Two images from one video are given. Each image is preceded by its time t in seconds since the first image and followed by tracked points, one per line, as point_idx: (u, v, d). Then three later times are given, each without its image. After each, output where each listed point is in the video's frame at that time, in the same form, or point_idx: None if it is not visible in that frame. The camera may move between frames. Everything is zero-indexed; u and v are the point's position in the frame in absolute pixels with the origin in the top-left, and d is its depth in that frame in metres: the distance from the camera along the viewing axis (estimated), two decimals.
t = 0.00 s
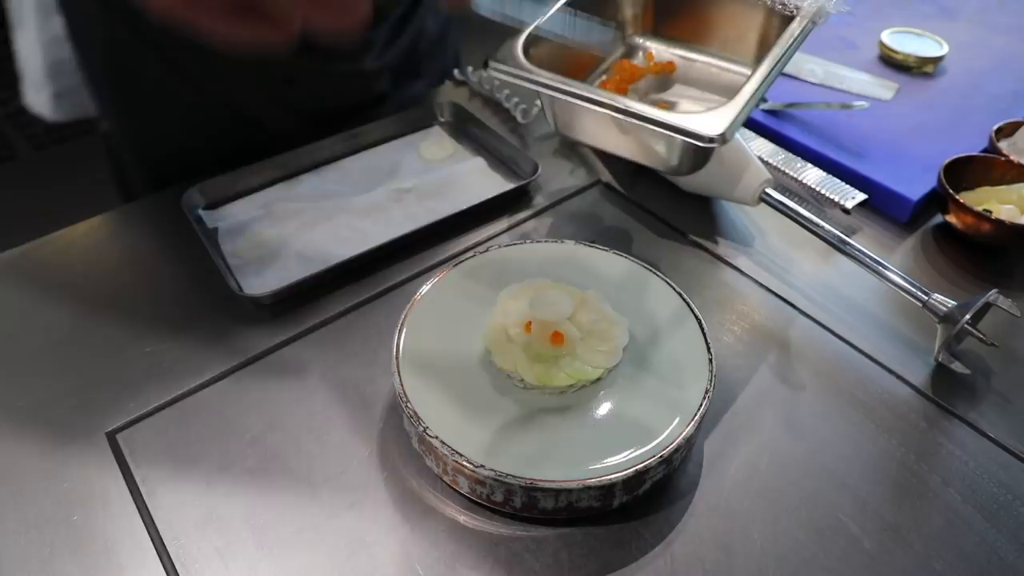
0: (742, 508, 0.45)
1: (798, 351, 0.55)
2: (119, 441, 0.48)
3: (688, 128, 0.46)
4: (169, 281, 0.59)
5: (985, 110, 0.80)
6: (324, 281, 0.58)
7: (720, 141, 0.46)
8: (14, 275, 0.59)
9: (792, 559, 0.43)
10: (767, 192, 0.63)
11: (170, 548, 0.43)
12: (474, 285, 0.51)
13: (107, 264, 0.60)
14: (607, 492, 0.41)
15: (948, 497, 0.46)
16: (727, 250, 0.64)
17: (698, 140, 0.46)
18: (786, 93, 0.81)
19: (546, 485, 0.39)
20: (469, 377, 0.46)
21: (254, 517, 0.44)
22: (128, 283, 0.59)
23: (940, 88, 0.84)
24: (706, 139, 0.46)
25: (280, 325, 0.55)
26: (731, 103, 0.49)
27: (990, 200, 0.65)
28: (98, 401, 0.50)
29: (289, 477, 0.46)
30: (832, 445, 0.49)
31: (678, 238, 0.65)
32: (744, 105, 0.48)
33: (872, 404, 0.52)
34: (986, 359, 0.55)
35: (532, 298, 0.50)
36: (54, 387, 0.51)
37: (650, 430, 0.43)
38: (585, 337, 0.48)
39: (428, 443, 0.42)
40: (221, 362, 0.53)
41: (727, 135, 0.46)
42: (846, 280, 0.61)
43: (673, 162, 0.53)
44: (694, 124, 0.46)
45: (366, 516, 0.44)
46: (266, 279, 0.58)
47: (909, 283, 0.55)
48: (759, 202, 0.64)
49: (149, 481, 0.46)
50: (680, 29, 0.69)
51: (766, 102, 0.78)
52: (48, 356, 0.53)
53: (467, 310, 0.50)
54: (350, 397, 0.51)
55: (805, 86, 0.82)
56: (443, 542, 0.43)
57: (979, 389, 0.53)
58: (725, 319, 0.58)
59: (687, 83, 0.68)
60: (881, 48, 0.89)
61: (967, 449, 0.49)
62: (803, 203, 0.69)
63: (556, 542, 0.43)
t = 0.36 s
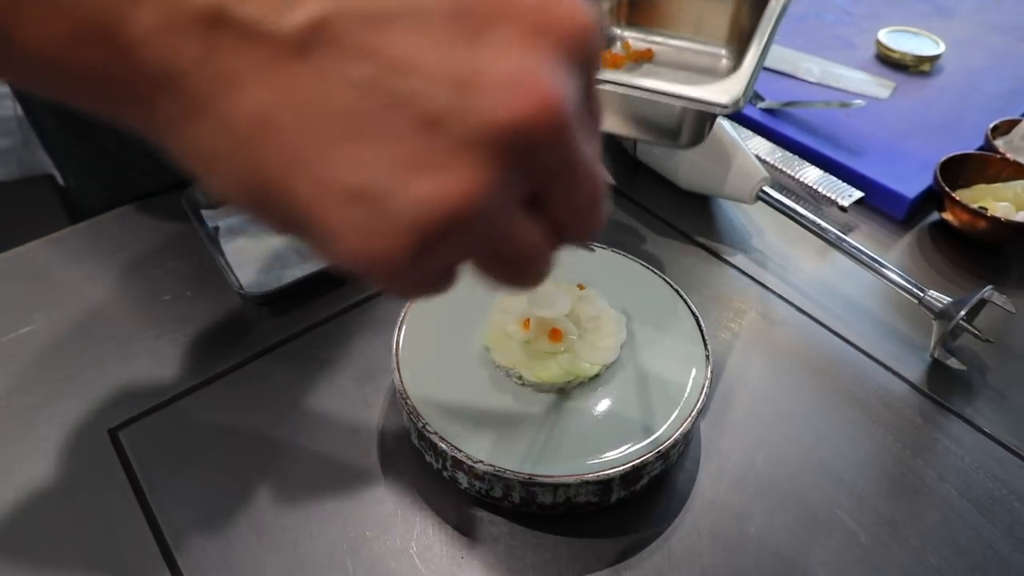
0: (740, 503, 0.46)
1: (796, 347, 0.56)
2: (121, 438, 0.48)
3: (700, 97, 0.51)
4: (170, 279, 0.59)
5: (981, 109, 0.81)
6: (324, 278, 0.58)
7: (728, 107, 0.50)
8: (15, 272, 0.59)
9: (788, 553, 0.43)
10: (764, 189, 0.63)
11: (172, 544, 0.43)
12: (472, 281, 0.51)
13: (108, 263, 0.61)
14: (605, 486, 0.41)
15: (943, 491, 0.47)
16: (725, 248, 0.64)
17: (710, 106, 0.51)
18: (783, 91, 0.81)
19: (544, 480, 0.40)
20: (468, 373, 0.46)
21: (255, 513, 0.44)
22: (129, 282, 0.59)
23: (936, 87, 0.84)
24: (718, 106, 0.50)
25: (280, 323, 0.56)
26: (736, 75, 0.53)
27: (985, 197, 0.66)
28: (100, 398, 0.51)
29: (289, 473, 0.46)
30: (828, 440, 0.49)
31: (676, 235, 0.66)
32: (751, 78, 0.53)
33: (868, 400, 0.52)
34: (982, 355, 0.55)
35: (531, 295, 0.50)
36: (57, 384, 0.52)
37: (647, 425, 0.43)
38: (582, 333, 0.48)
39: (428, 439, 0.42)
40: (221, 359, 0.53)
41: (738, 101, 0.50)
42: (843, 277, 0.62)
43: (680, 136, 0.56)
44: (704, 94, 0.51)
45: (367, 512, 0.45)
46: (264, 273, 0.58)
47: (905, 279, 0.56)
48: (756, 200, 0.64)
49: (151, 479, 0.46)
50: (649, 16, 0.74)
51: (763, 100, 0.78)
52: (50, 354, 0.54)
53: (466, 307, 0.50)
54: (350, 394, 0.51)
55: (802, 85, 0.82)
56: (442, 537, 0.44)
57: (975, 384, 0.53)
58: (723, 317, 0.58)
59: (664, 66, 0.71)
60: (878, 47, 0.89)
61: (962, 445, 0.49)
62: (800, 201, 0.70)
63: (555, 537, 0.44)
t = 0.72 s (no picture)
0: (736, 499, 0.46)
1: (791, 346, 0.56)
2: (125, 437, 0.49)
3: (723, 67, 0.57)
4: (173, 281, 0.60)
5: (975, 109, 0.82)
6: (325, 280, 0.59)
7: (750, 77, 0.57)
8: (19, 274, 0.60)
9: (783, 548, 0.44)
10: (760, 189, 0.63)
11: (176, 540, 0.44)
12: (473, 283, 0.52)
13: (112, 265, 0.61)
14: (602, 483, 0.42)
15: (936, 487, 0.48)
16: (721, 248, 0.65)
17: (732, 74, 0.57)
18: (779, 93, 0.82)
19: (542, 477, 0.40)
20: (467, 372, 0.46)
21: (259, 510, 0.45)
22: (132, 284, 0.60)
23: (931, 88, 0.85)
24: (741, 76, 0.57)
25: (282, 324, 0.56)
26: (749, 50, 0.60)
27: (978, 197, 0.66)
28: (104, 398, 0.51)
29: (292, 471, 0.47)
30: (823, 437, 0.50)
31: (673, 235, 0.66)
32: (762, 52, 0.60)
33: (863, 397, 0.53)
34: (975, 352, 0.56)
35: (529, 295, 0.49)
36: (61, 385, 0.52)
37: (644, 423, 0.44)
38: (579, 332, 0.48)
39: (428, 437, 0.43)
40: (224, 360, 0.54)
41: (755, 70, 0.57)
42: (838, 276, 0.62)
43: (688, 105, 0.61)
44: (727, 63, 0.57)
45: (368, 509, 0.45)
46: (268, 280, 0.60)
47: (899, 278, 0.57)
48: (752, 201, 0.65)
49: (155, 477, 0.47)
50: None
51: (760, 102, 0.79)
52: (54, 355, 0.54)
53: (466, 307, 0.51)
54: (351, 393, 0.52)
55: (798, 86, 0.83)
56: (442, 533, 0.44)
57: (968, 382, 0.54)
58: (719, 316, 0.59)
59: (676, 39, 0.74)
60: (873, 48, 0.90)
61: (955, 441, 0.50)
62: (796, 201, 0.71)
63: (553, 533, 0.44)
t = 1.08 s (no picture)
0: (726, 497, 0.47)
1: (782, 348, 0.57)
2: (128, 438, 0.50)
3: (745, 56, 0.59)
4: (175, 286, 0.61)
5: (964, 115, 0.83)
6: (325, 284, 0.60)
7: (772, 65, 0.59)
8: (23, 279, 0.61)
9: (772, 545, 0.45)
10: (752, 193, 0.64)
11: (179, 538, 0.45)
12: (469, 287, 0.54)
13: (114, 270, 0.62)
14: (596, 481, 0.43)
15: (923, 485, 0.49)
16: (713, 252, 0.66)
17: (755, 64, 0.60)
18: (772, 99, 0.83)
19: (537, 475, 0.41)
20: (464, 373, 0.48)
21: (260, 508, 0.46)
22: (135, 289, 0.61)
23: (921, 93, 0.86)
24: (764, 65, 0.59)
25: (282, 328, 0.58)
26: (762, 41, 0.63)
27: (966, 201, 0.68)
28: (108, 400, 0.52)
29: (293, 470, 0.48)
30: (812, 436, 0.51)
31: (667, 239, 0.67)
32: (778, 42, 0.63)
33: (852, 397, 0.54)
34: (962, 354, 0.57)
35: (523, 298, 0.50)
36: (65, 387, 0.53)
37: (636, 422, 0.45)
38: (573, 333, 0.49)
39: (425, 437, 0.44)
40: (225, 363, 0.55)
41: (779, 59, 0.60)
42: (828, 279, 0.64)
43: (705, 94, 0.64)
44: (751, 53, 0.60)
45: (366, 508, 0.46)
46: (269, 285, 0.61)
47: (887, 281, 0.58)
48: (743, 206, 0.66)
49: (158, 477, 0.48)
50: None
51: (752, 108, 0.81)
52: (59, 358, 0.55)
53: (462, 311, 0.52)
54: (350, 395, 0.53)
55: (790, 92, 0.85)
56: (439, 531, 0.45)
57: (955, 382, 0.55)
58: (711, 318, 0.60)
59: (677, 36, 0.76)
60: (865, 55, 0.91)
61: (942, 440, 0.51)
62: (788, 206, 0.72)
63: (548, 531, 0.45)
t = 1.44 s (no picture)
0: (718, 495, 0.49)
1: (773, 351, 0.59)
2: (136, 437, 0.51)
3: (741, 63, 0.62)
4: (181, 290, 0.63)
5: (953, 123, 0.85)
6: (327, 289, 0.62)
7: (765, 71, 0.62)
8: (32, 283, 0.63)
9: (762, 541, 0.46)
10: (744, 200, 0.66)
11: (186, 535, 0.46)
12: (468, 292, 0.55)
13: (122, 275, 0.64)
14: (590, 478, 0.44)
15: (910, 483, 0.50)
16: (707, 258, 0.68)
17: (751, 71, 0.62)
18: (765, 108, 0.85)
19: (533, 472, 0.43)
20: (463, 374, 0.49)
21: (264, 505, 0.47)
22: (142, 293, 0.62)
23: (912, 102, 0.88)
24: (759, 71, 0.62)
25: (285, 331, 0.59)
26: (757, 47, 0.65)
27: (953, 207, 0.69)
28: (116, 401, 0.54)
29: (296, 469, 0.49)
30: (803, 436, 0.53)
31: (661, 245, 0.69)
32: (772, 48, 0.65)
33: (841, 398, 0.55)
34: (949, 356, 0.58)
35: (521, 302, 0.52)
36: (74, 389, 0.55)
37: (629, 421, 0.46)
38: (569, 336, 0.50)
39: (425, 436, 0.45)
40: (230, 365, 0.56)
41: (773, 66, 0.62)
42: (819, 284, 0.65)
43: (700, 95, 0.66)
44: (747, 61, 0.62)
45: (368, 504, 0.48)
46: (273, 290, 0.62)
47: (876, 285, 0.59)
48: (736, 212, 0.68)
49: (165, 475, 0.49)
50: None
51: (746, 117, 0.82)
52: (67, 360, 0.57)
53: (461, 315, 0.53)
54: (352, 396, 0.54)
55: (783, 101, 0.86)
56: (438, 527, 0.46)
57: (941, 384, 0.56)
58: (704, 322, 0.61)
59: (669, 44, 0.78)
60: (856, 65, 0.93)
61: (929, 440, 0.52)
62: (780, 213, 0.73)
63: (544, 527, 0.46)
